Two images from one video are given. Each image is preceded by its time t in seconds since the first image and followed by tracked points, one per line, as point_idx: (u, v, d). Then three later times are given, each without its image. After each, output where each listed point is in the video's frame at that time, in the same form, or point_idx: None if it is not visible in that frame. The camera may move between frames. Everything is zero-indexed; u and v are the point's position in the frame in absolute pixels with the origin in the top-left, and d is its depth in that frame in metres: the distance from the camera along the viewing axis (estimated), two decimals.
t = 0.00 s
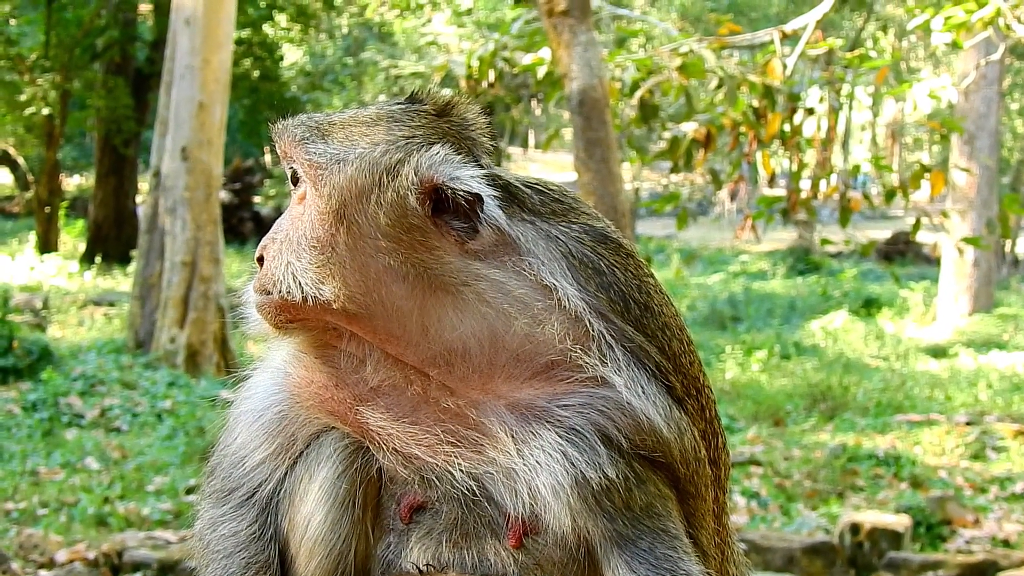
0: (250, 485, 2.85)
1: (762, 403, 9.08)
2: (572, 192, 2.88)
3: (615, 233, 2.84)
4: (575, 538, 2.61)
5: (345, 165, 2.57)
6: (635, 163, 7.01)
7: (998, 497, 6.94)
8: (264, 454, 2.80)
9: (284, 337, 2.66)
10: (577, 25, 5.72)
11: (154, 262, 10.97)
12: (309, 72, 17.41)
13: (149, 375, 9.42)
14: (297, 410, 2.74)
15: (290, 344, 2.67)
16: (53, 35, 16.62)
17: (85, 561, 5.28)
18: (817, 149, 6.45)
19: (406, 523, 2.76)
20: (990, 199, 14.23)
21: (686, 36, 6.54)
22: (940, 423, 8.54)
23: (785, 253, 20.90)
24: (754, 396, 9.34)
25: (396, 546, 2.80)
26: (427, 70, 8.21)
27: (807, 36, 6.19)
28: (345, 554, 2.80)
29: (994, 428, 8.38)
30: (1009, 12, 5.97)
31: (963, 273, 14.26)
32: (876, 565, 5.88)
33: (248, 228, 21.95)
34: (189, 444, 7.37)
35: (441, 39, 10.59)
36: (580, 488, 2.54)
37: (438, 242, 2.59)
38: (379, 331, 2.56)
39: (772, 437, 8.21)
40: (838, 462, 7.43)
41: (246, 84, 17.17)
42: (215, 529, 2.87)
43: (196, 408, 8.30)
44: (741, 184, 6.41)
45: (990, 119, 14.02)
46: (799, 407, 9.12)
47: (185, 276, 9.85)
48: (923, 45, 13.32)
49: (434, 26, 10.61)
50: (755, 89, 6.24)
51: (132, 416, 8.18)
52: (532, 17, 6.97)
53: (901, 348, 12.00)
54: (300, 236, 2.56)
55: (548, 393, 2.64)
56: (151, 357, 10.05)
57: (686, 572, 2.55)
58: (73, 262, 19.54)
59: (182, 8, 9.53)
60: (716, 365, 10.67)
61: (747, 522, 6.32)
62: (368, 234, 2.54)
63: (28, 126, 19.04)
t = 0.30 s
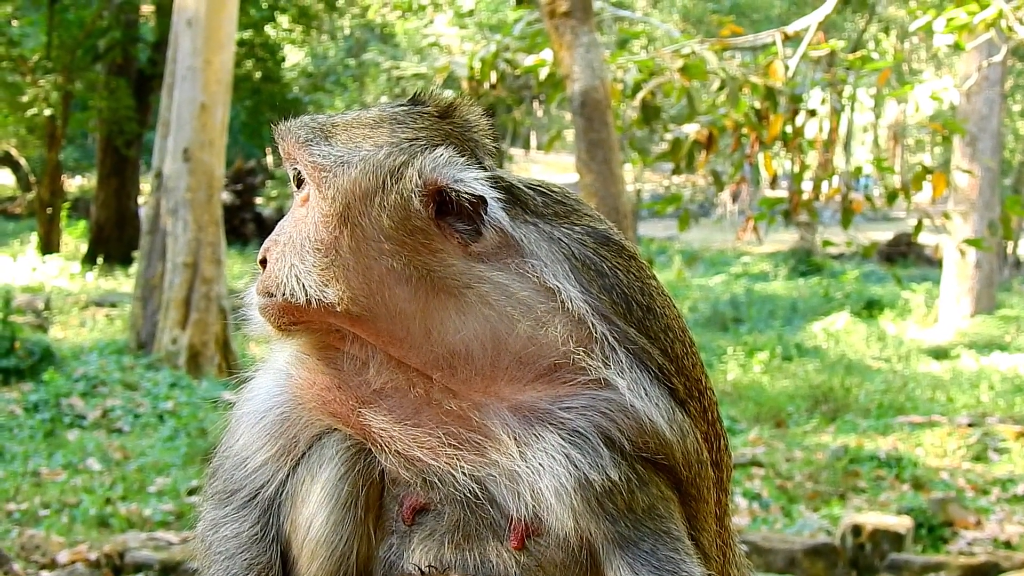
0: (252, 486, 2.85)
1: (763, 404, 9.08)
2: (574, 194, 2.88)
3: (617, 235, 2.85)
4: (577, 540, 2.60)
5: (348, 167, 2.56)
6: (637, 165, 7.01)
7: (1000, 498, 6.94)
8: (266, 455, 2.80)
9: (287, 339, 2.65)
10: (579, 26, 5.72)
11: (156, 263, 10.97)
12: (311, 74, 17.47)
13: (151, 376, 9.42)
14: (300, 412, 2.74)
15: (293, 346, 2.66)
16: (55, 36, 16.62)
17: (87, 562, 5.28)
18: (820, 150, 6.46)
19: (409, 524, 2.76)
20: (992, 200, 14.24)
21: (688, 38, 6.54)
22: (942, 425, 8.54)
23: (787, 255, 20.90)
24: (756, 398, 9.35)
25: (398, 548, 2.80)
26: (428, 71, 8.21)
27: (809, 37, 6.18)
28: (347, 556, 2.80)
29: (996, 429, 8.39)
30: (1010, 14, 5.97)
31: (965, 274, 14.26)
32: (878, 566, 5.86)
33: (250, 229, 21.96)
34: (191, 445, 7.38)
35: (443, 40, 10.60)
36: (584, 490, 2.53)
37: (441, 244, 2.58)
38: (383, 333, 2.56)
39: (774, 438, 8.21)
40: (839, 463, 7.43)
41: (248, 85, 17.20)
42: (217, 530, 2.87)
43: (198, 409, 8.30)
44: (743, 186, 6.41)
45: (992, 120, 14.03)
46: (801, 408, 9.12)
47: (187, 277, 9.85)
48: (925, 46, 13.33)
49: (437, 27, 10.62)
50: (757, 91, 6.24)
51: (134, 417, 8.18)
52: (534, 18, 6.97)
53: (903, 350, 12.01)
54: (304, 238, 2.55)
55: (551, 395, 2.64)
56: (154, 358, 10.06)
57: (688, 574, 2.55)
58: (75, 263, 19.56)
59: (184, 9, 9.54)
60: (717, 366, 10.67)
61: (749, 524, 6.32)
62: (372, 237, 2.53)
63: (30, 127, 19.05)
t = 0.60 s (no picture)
0: (252, 488, 2.84)
1: (766, 406, 9.08)
2: (574, 196, 2.89)
3: (618, 237, 2.86)
4: (578, 543, 2.60)
5: (349, 170, 2.55)
6: (640, 166, 7.01)
7: (1002, 500, 6.94)
8: (267, 457, 2.80)
9: (288, 342, 2.63)
10: (582, 27, 5.70)
11: (158, 265, 10.98)
12: (313, 76, 17.50)
13: (153, 378, 9.42)
14: (302, 414, 2.74)
15: (293, 349, 2.64)
16: (57, 38, 16.60)
17: (89, 564, 5.29)
18: (822, 151, 6.45)
19: (411, 526, 2.75)
20: (994, 202, 14.24)
21: (691, 39, 6.54)
22: (945, 426, 8.54)
23: (790, 257, 20.90)
24: (759, 399, 9.35)
25: (400, 550, 2.78)
26: (431, 72, 8.20)
27: (811, 39, 6.19)
28: (349, 558, 2.79)
29: (999, 431, 8.39)
30: (1013, 15, 5.97)
31: (967, 276, 14.31)
32: (880, 568, 5.88)
33: (252, 231, 21.95)
34: (193, 447, 7.38)
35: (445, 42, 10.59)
36: (585, 493, 2.54)
37: (442, 247, 2.57)
38: (384, 336, 2.55)
39: (777, 440, 8.21)
40: (842, 465, 7.43)
41: (251, 86, 17.20)
42: (218, 533, 2.86)
43: (201, 411, 8.30)
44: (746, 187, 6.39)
45: (995, 122, 14.04)
46: (804, 409, 9.11)
47: (189, 279, 9.85)
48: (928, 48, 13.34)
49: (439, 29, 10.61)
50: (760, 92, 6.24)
51: (136, 419, 8.18)
52: (537, 20, 6.97)
53: (905, 351, 12.00)
54: (304, 241, 2.52)
55: (552, 398, 2.64)
56: (156, 360, 10.06)
57: None
58: (77, 265, 19.56)
59: (186, 11, 9.54)
60: (720, 368, 10.67)
61: (751, 525, 6.32)
62: (374, 241, 2.52)
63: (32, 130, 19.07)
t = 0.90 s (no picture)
0: (254, 490, 2.84)
1: (768, 408, 9.08)
2: (576, 198, 2.89)
3: (620, 239, 2.86)
4: (579, 545, 2.59)
5: (351, 171, 2.53)
6: (641, 168, 7.01)
7: (1004, 502, 6.94)
8: (270, 459, 2.80)
9: (290, 344, 2.63)
10: (583, 30, 5.69)
11: (160, 266, 10.99)
12: (315, 77, 17.55)
13: (155, 380, 9.41)
14: (304, 416, 2.74)
15: (295, 350, 2.63)
16: (59, 39, 16.55)
17: (91, 566, 5.29)
18: (823, 154, 6.45)
19: (413, 528, 2.74)
20: (996, 204, 14.24)
21: (692, 41, 6.54)
22: (946, 428, 8.54)
23: (791, 258, 20.90)
24: (760, 401, 9.35)
25: (401, 552, 2.77)
26: (432, 74, 8.19)
27: (813, 41, 6.18)
28: (351, 559, 2.79)
29: (1000, 433, 8.38)
30: (1015, 17, 5.96)
31: (968, 278, 14.29)
32: (881, 570, 5.88)
33: (254, 233, 21.94)
34: (195, 449, 7.38)
35: (446, 43, 10.58)
36: (587, 494, 2.54)
37: (445, 250, 2.57)
38: (386, 338, 2.54)
39: (778, 442, 8.21)
40: (843, 467, 7.42)
41: (252, 88, 17.18)
42: (220, 534, 2.86)
43: (202, 413, 8.30)
44: (748, 189, 6.39)
45: (996, 124, 14.06)
46: (806, 411, 9.11)
47: (191, 281, 9.85)
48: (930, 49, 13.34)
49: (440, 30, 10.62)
50: (761, 94, 6.25)
51: (138, 420, 8.18)
52: (538, 22, 6.97)
53: (907, 353, 12.00)
54: (306, 243, 2.51)
55: (553, 400, 2.64)
56: (157, 361, 10.05)
57: None
58: (79, 266, 19.57)
59: (188, 12, 9.53)
60: (722, 369, 10.67)
61: (753, 527, 6.32)
62: (376, 243, 2.51)
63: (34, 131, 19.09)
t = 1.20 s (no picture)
0: (256, 491, 2.84)
1: (769, 410, 9.08)
2: (579, 199, 2.90)
3: (623, 240, 2.86)
4: (581, 546, 2.58)
5: (354, 172, 2.53)
6: (643, 169, 7.02)
7: (1005, 504, 6.94)
8: (272, 460, 2.80)
9: (292, 345, 2.63)
10: (585, 31, 5.68)
11: (161, 267, 10.99)
12: (318, 79, 17.66)
13: (156, 381, 9.41)
14: (306, 417, 2.74)
15: (298, 351, 2.63)
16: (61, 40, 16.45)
17: (93, 567, 5.30)
18: (825, 155, 6.45)
19: (414, 529, 2.73)
20: (998, 206, 14.24)
21: (694, 43, 6.54)
22: (948, 430, 8.54)
23: (793, 260, 20.90)
24: (762, 403, 9.35)
25: (403, 553, 2.76)
26: (434, 76, 8.20)
27: (815, 42, 6.18)
28: (353, 560, 2.78)
29: (1002, 435, 8.38)
30: (1017, 19, 5.96)
31: (971, 279, 14.29)
32: (883, 571, 5.88)
33: (256, 234, 21.95)
34: (197, 450, 7.37)
35: (448, 45, 10.58)
36: (589, 495, 2.54)
37: (447, 250, 2.57)
38: (389, 340, 2.54)
39: (780, 443, 8.21)
40: (845, 468, 7.42)
41: (255, 89, 17.18)
42: (222, 535, 2.86)
43: (203, 414, 8.30)
44: (750, 191, 6.40)
45: (998, 126, 14.07)
46: (808, 413, 9.11)
47: (193, 282, 9.86)
48: (932, 51, 13.35)
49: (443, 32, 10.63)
50: (763, 96, 6.25)
51: (140, 422, 8.18)
52: (540, 23, 6.98)
53: (909, 355, 12.00)
54: (308, 244, 2.51)
55: (556, 401, 2.64)
56: (159, 363, 10.05)
57: None
58: (80, 267, 19.57)
59: (189, 13, 9.52)
60: (724, 371, 10.67)
61: (755, 529, 6.31)
62: (378, 245, 2.52)
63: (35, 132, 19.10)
